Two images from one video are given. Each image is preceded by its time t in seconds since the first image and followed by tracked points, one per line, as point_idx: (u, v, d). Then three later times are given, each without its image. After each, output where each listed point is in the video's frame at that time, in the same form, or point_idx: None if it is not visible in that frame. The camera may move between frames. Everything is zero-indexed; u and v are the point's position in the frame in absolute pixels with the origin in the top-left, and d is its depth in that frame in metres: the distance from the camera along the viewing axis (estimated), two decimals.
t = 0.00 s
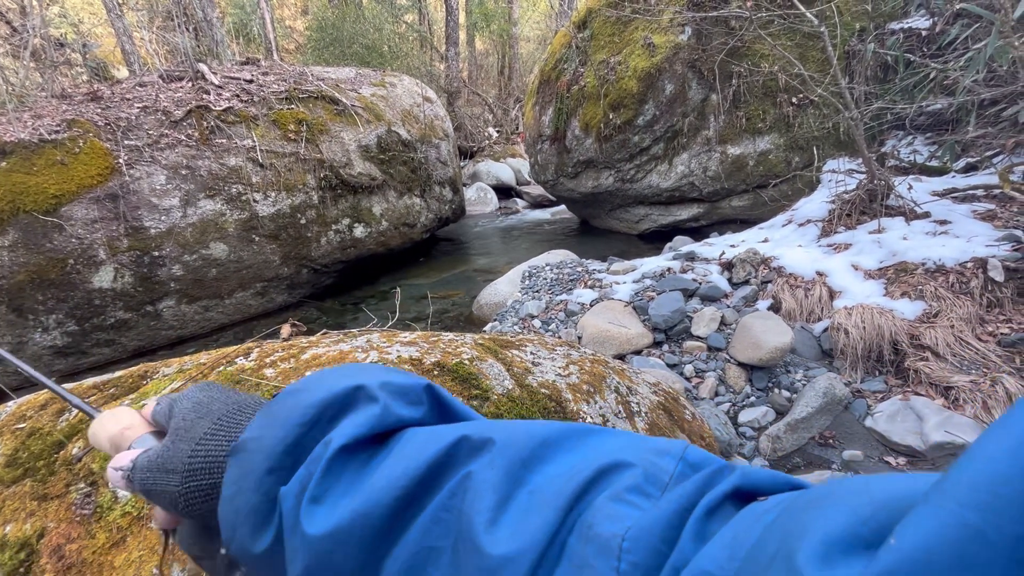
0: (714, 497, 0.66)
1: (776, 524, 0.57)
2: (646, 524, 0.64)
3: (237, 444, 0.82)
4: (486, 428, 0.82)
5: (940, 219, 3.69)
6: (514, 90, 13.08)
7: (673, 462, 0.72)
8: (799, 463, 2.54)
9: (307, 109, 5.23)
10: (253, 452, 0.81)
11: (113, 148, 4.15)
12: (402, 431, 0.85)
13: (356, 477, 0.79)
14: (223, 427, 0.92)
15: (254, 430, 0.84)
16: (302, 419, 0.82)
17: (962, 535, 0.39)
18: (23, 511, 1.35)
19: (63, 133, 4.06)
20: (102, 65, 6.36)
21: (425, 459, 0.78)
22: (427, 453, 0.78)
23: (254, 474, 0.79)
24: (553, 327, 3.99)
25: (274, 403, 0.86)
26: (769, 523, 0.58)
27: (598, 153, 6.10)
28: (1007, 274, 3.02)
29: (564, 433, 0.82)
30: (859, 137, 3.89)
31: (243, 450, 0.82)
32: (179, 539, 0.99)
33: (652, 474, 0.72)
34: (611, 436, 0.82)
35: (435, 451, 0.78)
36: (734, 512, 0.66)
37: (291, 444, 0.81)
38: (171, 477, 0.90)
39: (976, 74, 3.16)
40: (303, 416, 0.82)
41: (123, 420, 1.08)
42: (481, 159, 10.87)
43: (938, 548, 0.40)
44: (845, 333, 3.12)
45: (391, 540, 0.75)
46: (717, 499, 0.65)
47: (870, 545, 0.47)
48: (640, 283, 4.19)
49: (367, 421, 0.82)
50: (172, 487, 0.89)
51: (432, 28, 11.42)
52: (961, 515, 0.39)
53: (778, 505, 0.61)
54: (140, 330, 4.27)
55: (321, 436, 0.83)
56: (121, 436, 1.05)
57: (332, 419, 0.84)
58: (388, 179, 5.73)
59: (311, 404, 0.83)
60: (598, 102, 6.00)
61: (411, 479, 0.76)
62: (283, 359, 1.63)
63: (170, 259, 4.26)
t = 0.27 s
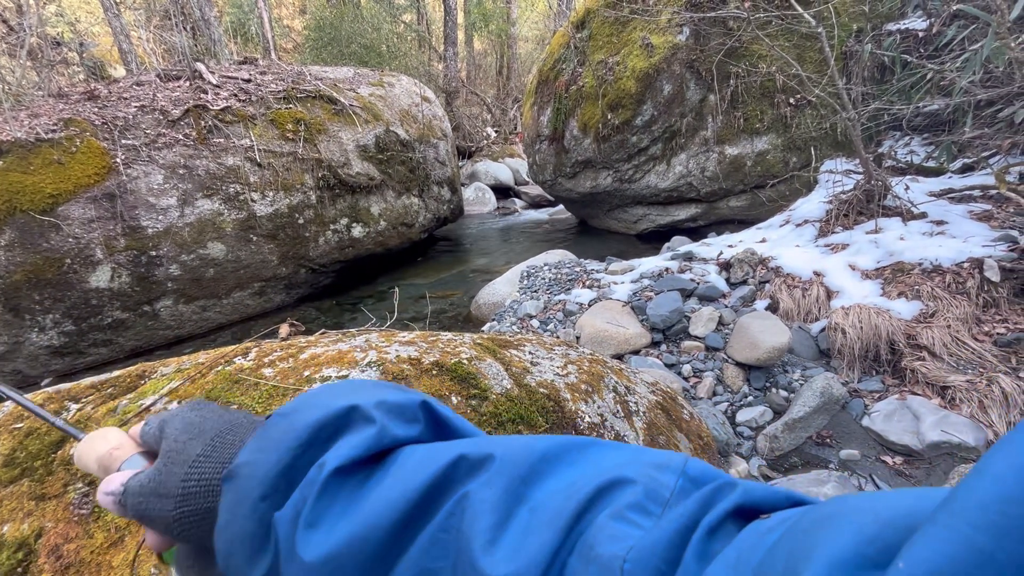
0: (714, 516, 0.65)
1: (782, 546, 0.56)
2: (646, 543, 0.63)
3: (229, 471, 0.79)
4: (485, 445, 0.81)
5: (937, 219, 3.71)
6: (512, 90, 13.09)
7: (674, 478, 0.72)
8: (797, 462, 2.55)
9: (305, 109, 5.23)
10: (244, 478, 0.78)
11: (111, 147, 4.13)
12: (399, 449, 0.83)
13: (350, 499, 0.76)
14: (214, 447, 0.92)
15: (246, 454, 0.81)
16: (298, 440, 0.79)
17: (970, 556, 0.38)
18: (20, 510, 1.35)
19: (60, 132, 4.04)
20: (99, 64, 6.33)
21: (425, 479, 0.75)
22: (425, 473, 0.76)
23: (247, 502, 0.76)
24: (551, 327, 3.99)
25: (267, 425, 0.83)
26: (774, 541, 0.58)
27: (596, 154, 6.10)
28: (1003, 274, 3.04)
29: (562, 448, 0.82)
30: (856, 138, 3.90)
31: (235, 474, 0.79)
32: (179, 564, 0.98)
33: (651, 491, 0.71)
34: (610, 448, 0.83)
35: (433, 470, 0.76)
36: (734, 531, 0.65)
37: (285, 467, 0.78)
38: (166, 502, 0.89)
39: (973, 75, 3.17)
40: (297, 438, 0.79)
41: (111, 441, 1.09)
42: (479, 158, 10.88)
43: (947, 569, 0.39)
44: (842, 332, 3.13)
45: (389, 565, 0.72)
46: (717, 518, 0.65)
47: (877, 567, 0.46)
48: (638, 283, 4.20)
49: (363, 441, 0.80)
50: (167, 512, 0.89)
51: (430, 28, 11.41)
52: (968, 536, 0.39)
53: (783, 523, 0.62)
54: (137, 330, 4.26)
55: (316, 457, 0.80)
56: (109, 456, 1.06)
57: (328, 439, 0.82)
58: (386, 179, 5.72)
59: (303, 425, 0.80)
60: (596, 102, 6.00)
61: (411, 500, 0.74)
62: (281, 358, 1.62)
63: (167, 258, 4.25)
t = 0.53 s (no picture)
0: (723, 531, 0.63)
1: (790, 562, 0.54)
2: (654, 557, 0.61)
3: (239, 485, 0.80)
4: (493, 458, 0.79)
5: (934, 219, 3.72)
6: (511, 90, 13.09)
7: (680, 493, 0.71)
8: (794, 461, 2.55)
9: (304, 108, 5.22)
10: (254, 492, 0.79)
11: (108, 146, 4.12)
12: (408, 465, 0.82)
13: (359, 515, 0.76)
14: (222, 456, 0.94)
15: (256, 469, 0.82)
16: (308, 455, 0.80)
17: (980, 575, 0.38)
18: (18, 510, 1.34)
19: (58, 130, 4.03)
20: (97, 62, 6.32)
21: (431, 494, 0.74)
22: (432, 487, 0.75)
23: (258, 517, 0.77)
24: (549, 327, 3.99)
25: (277, 441, 0.84)
26: (781, 559, 0.56)
27: (595, 154, 6.10)
28: (1000, 274, 3.05)
29: (570, 463, 0.80)
30: (854, 138, 3.91)
31: (245, 490, 0.80)
32: (183, 573, 0.99)
33: (658, 506, 0.69)
34: (617, 462, 0.81)
35: (440, 485, 0.75)
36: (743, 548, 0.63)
37: (295, 482, 0.79)
38: (173, 512, 0.90)
39: (969, 76, 3.19)
40: (307, 453, 0.80)
41: (115, 442, 1.08)
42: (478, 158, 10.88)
43: None
44: (840, 333, 3.13)
45: None
46: (725, 534, 0.63)
47: None
48: (637, 283, 4.21)
49: (371, 456, 0.79)
50: (174, 522, 0.90)
51: (429, 27, 11.39)
52: (978, 554, 0.38)
53: (790, 540, 0.60)
54: (135, 329, 4.25)
55: (326, 473, 0.81)
56: (114, 457, 1.05)
57: (337, 455, 0.82)
58: (385, 178, 5.72)
59: (313, 441, 0.81)
60: (595, 102, 6.00)
61: (418, 515, 0.73)
62: (280, 358, 1.62)
63: (165, 257, 4.24)
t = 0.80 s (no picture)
0: (734, 530, 0.64)
1: (800, 562, 0.55)
2: (665, 555, 0.61)
3: (256, 478, 0.82)
4: (505, 456, 0.79)
5: (933, 220, 3.73)
6: (511, 89, 13.09)
7: (691, 492, 0.71)
8: (792, 461, 2.56)
9: (303, 107, 5.21)
10: (270, 485, 0.80)
11: (108, 144, 4.12)
12: (421, 461, 0.82)
13: (371, 510, 0.76)
14: (241, 451, 0.93)
15: (271, 463, 0.83)
16: (321, 451, 0.80)
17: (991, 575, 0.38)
18: (16, 507, 1.34)
19: (57, 128, 4.02)
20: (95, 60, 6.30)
21: (443, 491, 0.74)
22: (444, 484, 0.75)
23: (272, 510, 0.78)
24: (548, 326, 4.00)
25: (292, 436, 0.84)
26: (791, 559, 0.57)
27: (594, 153, 6.10)
28: (999, 275, 3.06)
29: (582, 461, 0.80)
30: (853, 139, 3.92)
31: (261, 484, 0.81)
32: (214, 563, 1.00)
33: (669, 504, 0.70)
34: (627, 461, 0.81)
35: (452, 482, 0.75)
36: (753, 547, 0.63)
37: (308, 477, 0.79)
38: (196, 504, 0.92)
39: (969, 77, 3.19)
40: (320, 449, 0.81)
41: (153, 436, 1.13)
42: (477, 157, 10.88)
43: None
44: (838, 332, 3.14)
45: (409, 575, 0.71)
46: (736, 534, 0.63)
47: None
48: (636, 283, 4.21)
49: (384, 453, 0.79)
50: (197, 513, 0.91)
51: (429, 26, 11.38)
52: (989, 555, 0.39)
53: (802, 540, 0.60)
54: (134, 327, 4.24)
55: (339, 469, 0.81)
56: (152, 450, 1.10)
57: (350, 451, 0.82)
58: (384, 177, 5.71)
59: (326, 436, 0.81)
60: (595, 101, 6.00)
61: (430, 511, 0.73)
62: (279, 356, 1.62)
63: (164, 256, 4.24)
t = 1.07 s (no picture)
0: (734, 531, 0.63)
1: (802, 563, 0.54)
2: (664, 554, 0.61)
3: (256, 470, 0.81)
4: (506, 453, 0.79)
5: (934, 221, 3.72)
6: (512, 88, 13.06)
7: (692, 493, 0.70)
8: (792, 462, 2.55)
9: (304, 105, 5.20)
10: (272, 478, 0.79)
11: (108, 141, 4.11)
12: (422, 458, 0.81)
13: (371, 505, 0.75)
14: (243, 444, 0.93)
15: (273, 456, 0.82)
16: (322, 445, 0.80)
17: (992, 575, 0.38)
18: (15, 505, 1.34)
19: (57, 125, 4.01)
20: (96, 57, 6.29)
21: (444, 487, 0.74)
22: (446, 481, 0.74)
23: (273, 502, 0.77)
24: (549, 326, 4.00)
25: (294, 429, 0.84)
26: (792, 560, 0.57)
27: (595, 152, 6.10)
28: (1000, 276, 3.05)
29: (584, 459, 0.79)
30: (855, 139, 3.91)
31: (262, 475, 0.80)
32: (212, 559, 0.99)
33: (669, 504, 0.69)
34: (628, 461, 0.80)
35: (453, 479, 0.74)
36: (754, 548, 0.63)
37: (310, 470, 0.78)
38: (196, 496, 0.91)
39: (971, 77, 3.19)
40: (322, 443, 0.80)
41: (159, 429, 1.13)
42: (478, 156, 10.87)
43: None
44: (839, 333, 3.13)
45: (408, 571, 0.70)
46: (737, 534, 0.63)
47: None
48: (636, 282, 4.21)
49: (385, 447, 0.79)
50: (197, 505, 0.90)
51: (430, 25, 11.36)
52: (993, 556, 0.38)
53: (803, 541, 0.60)
54: (134, 325, 4.25)
55: (340, 463, 0.80)
56: (158, 443, 1.09)
57: (352, 446, 0.81)
58: (385, 176, 5.71)
59: (329, 430, 0.80)
60: (596, 101, 6.00)
61: (430, 507, 0.72)
62: (278, 355, 1.62)
63: (165, 253, 4.24)
